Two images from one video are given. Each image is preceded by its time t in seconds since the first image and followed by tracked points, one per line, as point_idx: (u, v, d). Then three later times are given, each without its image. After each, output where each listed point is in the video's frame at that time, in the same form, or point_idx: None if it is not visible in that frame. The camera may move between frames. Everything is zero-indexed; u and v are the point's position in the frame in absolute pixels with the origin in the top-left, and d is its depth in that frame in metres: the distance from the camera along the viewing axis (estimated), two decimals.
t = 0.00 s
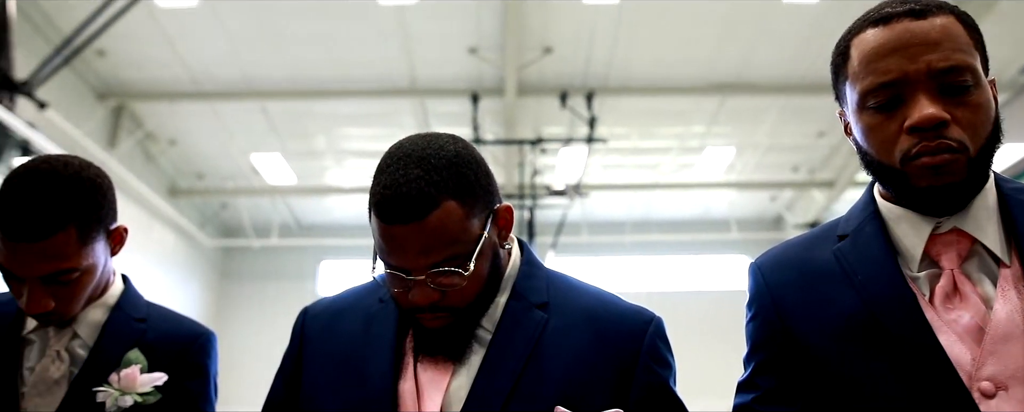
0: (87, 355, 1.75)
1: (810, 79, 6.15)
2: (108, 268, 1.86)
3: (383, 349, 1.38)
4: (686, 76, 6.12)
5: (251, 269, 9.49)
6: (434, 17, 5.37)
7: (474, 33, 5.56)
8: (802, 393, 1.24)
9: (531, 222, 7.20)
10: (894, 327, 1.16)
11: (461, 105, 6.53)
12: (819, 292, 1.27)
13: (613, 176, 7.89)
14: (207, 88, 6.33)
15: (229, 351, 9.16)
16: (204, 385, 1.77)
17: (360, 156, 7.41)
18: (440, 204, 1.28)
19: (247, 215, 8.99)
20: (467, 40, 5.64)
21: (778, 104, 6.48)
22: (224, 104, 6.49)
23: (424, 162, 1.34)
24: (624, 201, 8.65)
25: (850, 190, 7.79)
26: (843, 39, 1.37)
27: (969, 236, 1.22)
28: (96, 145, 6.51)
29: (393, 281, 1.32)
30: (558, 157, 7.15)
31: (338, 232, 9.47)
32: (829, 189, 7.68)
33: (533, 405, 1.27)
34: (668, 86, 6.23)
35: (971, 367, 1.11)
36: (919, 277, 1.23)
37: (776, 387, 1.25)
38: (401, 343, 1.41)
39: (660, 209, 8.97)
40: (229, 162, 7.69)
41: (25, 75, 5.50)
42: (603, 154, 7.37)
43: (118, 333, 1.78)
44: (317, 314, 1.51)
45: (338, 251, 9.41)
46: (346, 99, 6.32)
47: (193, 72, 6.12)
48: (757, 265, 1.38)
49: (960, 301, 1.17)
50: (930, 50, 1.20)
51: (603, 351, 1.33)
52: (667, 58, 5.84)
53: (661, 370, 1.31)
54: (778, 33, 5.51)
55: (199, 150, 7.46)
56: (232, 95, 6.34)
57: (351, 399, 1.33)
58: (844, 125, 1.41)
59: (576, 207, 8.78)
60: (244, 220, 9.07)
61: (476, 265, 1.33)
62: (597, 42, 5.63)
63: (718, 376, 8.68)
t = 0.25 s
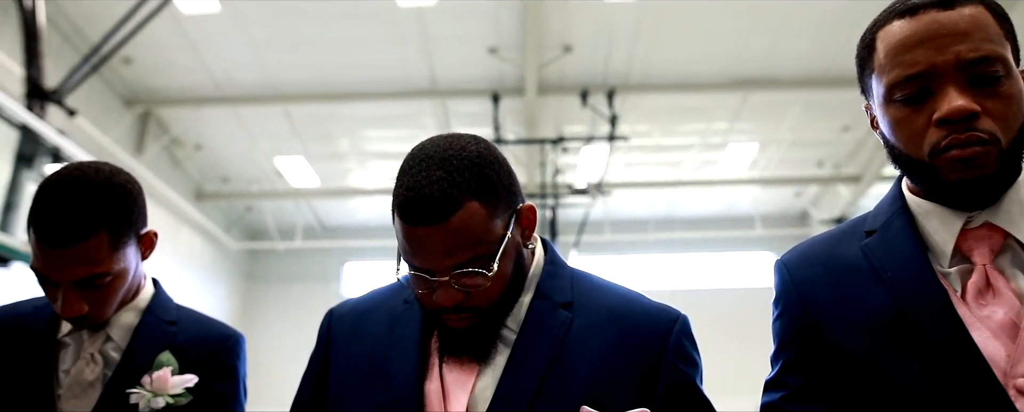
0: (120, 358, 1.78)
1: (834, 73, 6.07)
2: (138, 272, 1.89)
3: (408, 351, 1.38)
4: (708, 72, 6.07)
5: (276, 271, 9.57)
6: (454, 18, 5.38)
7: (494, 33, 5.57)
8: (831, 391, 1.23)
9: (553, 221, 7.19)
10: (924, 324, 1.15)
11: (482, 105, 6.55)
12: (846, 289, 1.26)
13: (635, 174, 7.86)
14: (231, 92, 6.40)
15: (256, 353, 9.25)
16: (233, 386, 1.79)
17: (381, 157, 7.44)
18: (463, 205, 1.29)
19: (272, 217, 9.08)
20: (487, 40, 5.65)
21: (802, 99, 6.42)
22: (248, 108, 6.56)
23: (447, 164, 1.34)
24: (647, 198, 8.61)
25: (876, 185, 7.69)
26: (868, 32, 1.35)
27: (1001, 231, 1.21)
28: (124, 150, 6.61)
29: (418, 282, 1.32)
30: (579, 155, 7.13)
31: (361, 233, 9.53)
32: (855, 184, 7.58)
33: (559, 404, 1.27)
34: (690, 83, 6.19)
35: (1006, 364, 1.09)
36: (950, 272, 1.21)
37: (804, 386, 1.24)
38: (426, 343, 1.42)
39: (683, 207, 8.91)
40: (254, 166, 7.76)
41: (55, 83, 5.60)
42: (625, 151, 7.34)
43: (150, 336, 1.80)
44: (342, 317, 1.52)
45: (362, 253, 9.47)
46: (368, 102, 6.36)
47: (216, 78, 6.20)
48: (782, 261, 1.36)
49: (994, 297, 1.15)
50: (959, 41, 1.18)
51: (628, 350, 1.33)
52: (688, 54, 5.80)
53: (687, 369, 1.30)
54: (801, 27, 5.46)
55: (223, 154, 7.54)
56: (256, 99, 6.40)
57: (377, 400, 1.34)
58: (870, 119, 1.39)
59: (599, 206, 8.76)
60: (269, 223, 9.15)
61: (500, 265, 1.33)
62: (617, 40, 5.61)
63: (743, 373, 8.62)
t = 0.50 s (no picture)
0: (152, 360, 1.80)
1: (859, 66, 6.00)
2: (169, 276, 1.91)
3: (434, 351, 1.39)
4: (730, 68, 6.03)
5: (301, 273, 9.65)
6: (473, 18, 5.39)
7: (514, 33, 5.57)
8: (860, 389, 1.22)
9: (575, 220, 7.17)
10: (955, 321, 1.13)
11: (503, 105, 6.55)
12: (875, 285, 1.24)
13: (657, 171, 7.82)
14: (254, 96, 6.47)
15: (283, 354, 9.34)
16: (262, 387, 1.81)
17: (404, 158, 7.47)
18: (486, 205, 1.29)
19: (296, 219, 9.15)
20: (507, 39, 5.65)
21: (826, 93, 6.35)
22: (271, 112, 6.62)
23: (470, 164, 1.35)
24: (670, 196, 8.57)
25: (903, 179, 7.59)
26: (894, 25, 1.33)
27: None
28: (151, 156, 6.70)
29: (442, 282, 1.33)
30: (601, 153, 7.11)
31: (385, 234, 9.57)
32: (881, 178, 7.48)
33: (584, 404, 1.27)
34: (712, 79, 6.14)
35: None
36: (982, 267, 1.19)
37: (833, 384, 1.23)
38: (452, 343, 1.42)
39: (706, 203, 8.86)
40: (277, 169, 7.83)
41: (83, 90, 5.69)
42: (647, 149, 7.31)
43: (181, 338, 1.83)
44: (368, 317, 1.53)
45: (385, 254, 9.51)
46: (389, 103, 6.39)
47: (240, 82, 6.26)
48: (809, 258, 1.35)
49: None
50: (988, 32, 1.16)
51: (653, 347, 1.32)
52: (709, 50, 5.76)
53: (713, 368, 1.29)
54: (824, 20, 5.40)
55: (248, 158, 7.62)
56: (279, 103, 6.47)
57: (404, 400, 1.35)
58: (897, 112, 1.38)
59: (621, 204, 8.73)
60: (293, 225, 9.23)
61: (524, 264, 1.34)
62: (638, 37, 5.58)
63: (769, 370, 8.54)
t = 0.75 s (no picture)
0: (180, 363, 1.83)
1: (883, 59, 5.93)
2: (196, 279, 1.94)
3: (458, 351, 1.40)
4: (751, 63, 5.98)
5: (324, 275, 9.72)
6: (492, 19, 5.40)
7: (533, 32, 5.57)
8: (889, 387, 1.20)
9: (597, 218, 7.15)
10: (986, 317, 1.12)
11: (522, 105, 6.56)
12: (902, 281, 1.23)
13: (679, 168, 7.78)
14: (276, 100, 6.53)
15: (307, 356, 9.41)
16: (289, 389, 1.83)
17: (424, 159, 7.50)
18: (508, 205, 1.29)
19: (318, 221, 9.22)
20: (526, 39, 5.65)
21: (849, 87, 6.28)
22: (293, 115, 6.68)
23: (491, 164, 1.35)
24: (691, 193, 8.52)
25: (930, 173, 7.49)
26: (919, 17, 1.32)
27: None
28: (176, 160, 6.79)
29: (465, 283, 1.33)
30: (621, 151, 7.09)
31: (406, 235, 9.61)
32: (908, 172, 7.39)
33: (610, 403, 1.27)
34: (733, 74, 6.10)
35: None
36: (1013, 261, 1.19)
37: (861, 382, 1.21)
38: (475, 343, 1.43)
39: (728, 200, 8.80)
40: (299, 171, 7.89)
41: (109, 97, 5.77)
42: (668, 146, 7.27)
43: (208, 340, 1.85)
44: (392, 318, 1.54)
45: (407, 254, 9.55)
46: (410, 105, 6.43)
47: (262, 86, 6.32)
48: (835, 255, 1.33)
49: None
50: (1015, 22, 1.14)
51: (678, 345, 1.32)
52: (730, 46, 5.72)
53: (739, 366, 1.28)
54: (846, 13, 5.34)
55: (270, 161, 7.69)
56: (301, 107, 6.53)
57: (429, 400, 1.35)
58: (923, 106, 1.36)
59: (643, 202, 8.70)
60: (316, 227, 9.30)
61: (547, 264, 1.34)
62: (657, 33, 5.56)
63: (794, 367, 8.47)
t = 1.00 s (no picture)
0: (207, 365, 1.85)
1: (907, 50, 5.85)
2: (222, 282, 1.96)
3: (481, 351, 1.40)
4: (772, 57, 5.93)
5: (347, 276, 9.78)
6: (511, 18, 5.40)
7: (551, 31, 5.56)
8: (918, 385, 1.19)
9: (619, 216, 7.12)
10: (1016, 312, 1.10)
11: (541, 103, 6.55)
12: (930, 277, 1.22)
13: (700, 165, 7.73)
14: (297, 104, 6.58)
15: (331, 357, 9.48)
16: (314, 389, 1.84)
17: (445, 160, 7.52)
18: (529, 204, 1.29)
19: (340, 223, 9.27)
20: (544, 37, 5.64)
21: (873, 79, 6.21)
22: (314, 118, 6.73)
23: (511, 164, 1.35)
24: (713, 189, 8.47)
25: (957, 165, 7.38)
26: (943, 8, 1.29)
27: None
28: (200, 165, 6.86)
29: (487, 282, 1.34)
30: (642, 149, 7.05)
31: (428, 235, 9.64)
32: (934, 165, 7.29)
33: (634, 402, 1.27)
34: (754, 69, 6.05)
35: None
36: None
37: (889, 379, 1.20)
38: (498, 343, 1.43)
39: (751, 196, 8.73)
40: (321, 174, 7.94)
41: (135, 104, 5.85)
42: (689, 143, 7.23)
43: (235, 342, 1.87)
44: (414, 318, 1.55)
45: (429, 254, 9.58)
46: (429, 105, 6.45)
47: (283, 90, 6.38)
48: (860, 250, 1.32)
49: None
50: None
51: (702, 343, 1.31)
52: (750, 40, 5.68)
53: (764, 363, 1.27)
54: (868, 5, 5.28)
55: (292, 164, 7.76)
56: (322, 110, 6.58)
57: (453, 400, 1.36)
58: (949, 98, 1.34)
59: (664, 199, 8.66)
60: (338, 229, 9.36)
61: (568, 262, 1.34)
62: (677, 29, 5.53)
63: (820, 364, 8.40)
